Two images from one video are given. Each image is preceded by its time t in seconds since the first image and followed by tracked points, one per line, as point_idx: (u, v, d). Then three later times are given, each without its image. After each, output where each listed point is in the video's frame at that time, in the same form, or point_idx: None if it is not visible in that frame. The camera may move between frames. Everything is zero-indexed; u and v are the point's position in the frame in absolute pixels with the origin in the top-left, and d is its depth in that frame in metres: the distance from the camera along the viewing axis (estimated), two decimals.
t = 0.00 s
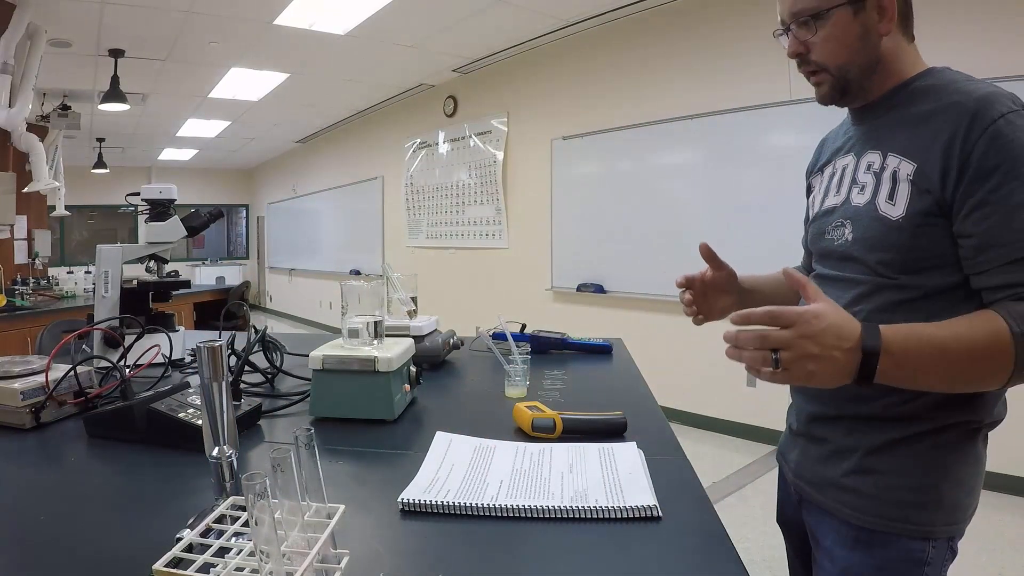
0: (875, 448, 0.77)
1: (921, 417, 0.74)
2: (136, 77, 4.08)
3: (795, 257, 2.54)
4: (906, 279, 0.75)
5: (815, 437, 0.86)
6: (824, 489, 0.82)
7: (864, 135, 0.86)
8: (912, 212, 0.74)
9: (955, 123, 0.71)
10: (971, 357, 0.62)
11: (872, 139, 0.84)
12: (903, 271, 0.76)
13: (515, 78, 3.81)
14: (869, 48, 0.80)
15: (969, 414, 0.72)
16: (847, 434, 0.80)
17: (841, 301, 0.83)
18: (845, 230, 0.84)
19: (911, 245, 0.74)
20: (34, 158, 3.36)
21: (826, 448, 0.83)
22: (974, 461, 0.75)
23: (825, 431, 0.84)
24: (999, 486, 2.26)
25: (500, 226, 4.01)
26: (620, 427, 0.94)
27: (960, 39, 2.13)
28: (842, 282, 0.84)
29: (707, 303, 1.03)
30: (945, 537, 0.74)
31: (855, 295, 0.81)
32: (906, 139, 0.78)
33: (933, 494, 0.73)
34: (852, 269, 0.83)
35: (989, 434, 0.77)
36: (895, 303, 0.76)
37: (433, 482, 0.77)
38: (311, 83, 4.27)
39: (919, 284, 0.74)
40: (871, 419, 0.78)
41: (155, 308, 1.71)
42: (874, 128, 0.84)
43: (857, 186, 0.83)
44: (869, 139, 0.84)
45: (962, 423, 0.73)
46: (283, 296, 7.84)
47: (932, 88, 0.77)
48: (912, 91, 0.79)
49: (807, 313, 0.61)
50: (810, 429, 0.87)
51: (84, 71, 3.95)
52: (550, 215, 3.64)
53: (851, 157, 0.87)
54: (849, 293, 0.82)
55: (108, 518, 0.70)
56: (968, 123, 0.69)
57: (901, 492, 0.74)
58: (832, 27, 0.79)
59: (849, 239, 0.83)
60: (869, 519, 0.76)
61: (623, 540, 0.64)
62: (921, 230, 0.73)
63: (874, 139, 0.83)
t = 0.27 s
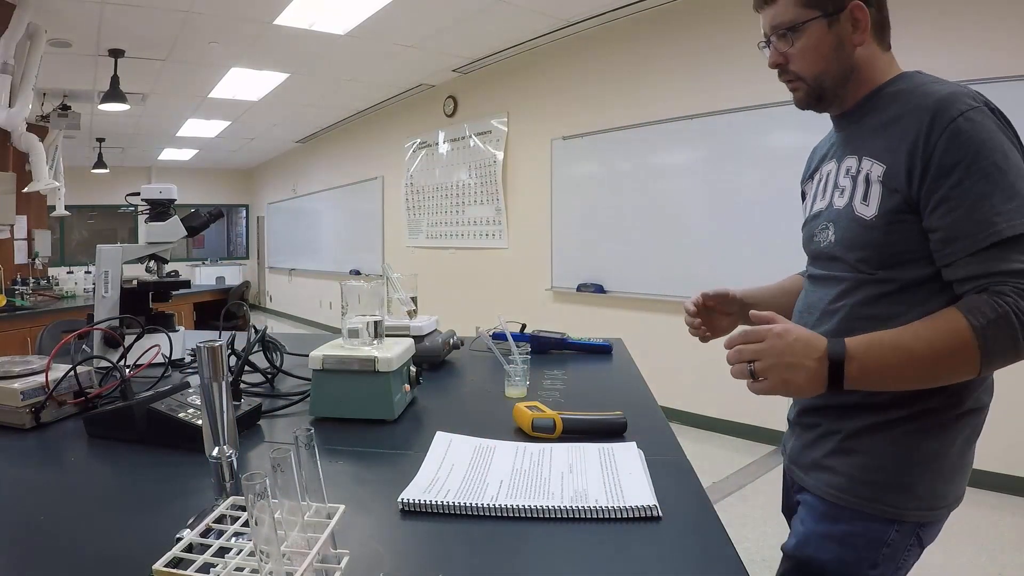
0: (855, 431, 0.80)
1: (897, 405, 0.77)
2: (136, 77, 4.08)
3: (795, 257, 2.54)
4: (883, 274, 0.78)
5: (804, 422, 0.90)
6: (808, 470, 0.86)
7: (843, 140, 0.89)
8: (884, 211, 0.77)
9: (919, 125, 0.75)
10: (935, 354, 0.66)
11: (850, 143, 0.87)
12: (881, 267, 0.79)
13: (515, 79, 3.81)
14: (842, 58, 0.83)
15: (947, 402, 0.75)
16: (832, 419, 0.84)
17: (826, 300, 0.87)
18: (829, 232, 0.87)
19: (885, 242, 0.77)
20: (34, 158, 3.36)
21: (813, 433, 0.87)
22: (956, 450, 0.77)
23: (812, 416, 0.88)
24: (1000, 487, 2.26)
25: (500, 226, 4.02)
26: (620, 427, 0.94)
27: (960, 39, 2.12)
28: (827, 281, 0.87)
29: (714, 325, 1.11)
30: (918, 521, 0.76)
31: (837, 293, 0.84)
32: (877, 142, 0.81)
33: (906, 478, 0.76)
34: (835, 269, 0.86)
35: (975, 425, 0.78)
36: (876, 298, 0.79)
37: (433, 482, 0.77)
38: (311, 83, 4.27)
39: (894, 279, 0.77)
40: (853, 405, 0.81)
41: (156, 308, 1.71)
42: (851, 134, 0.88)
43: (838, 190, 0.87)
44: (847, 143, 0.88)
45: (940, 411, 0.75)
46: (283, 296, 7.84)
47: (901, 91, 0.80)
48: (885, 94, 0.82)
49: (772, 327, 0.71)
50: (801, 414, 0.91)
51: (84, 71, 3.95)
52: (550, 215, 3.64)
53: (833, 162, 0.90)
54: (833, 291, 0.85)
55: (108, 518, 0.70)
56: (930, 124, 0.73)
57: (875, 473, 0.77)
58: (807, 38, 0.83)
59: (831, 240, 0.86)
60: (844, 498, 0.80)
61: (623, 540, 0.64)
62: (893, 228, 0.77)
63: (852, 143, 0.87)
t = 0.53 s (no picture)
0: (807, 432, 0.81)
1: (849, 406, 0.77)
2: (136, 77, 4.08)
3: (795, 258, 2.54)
4: (839, 279, 0.79)
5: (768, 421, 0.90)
6: (764, 467, 0.87)
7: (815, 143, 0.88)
8: (840, 216, 0.78)
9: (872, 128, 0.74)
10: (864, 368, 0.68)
11: (819, 146, 0.87)
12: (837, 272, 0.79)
13: (515, 79, 3.81)
14: (806, 61, 0.83)
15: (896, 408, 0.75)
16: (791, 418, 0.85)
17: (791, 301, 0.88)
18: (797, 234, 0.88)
19: (841, 246, 0.78)
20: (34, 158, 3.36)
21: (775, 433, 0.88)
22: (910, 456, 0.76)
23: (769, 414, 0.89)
24: (1001, 487, 2.25)
25: (501, 226, 4.02)
26: (620, 427, 0.94)
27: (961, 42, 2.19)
28: (793, 283, 0.88)
29: (693, 326, 1.16)
30: (868, 525, 0.76)
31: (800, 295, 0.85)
32: (837, 145, 0.81)
33: (853, 480, 0.76)
34: (800, 272, 0.87)
35: (933, 429, 0.77)
36: (831, 301, 0.80)
37: (433, 482, 0.77)
38: (311, 83, 4.27)
39: (848, 282, 0.77)
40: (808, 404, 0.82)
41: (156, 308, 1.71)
42: (820, 136, 0.87)
43: (807, 193, 0.87)
44: (817, 146, 0.87)
45: (888, 417, 0.75)
46: (283, 296, 7.84)
47: (864, 93, 0.79)
48: (851, 96, 0.81)
49: (719, 341, 0.78)
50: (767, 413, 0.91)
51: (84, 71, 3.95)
52: (550, 215, 3.64)
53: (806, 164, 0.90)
54: (795, 294, 0.86)
55: (108, 518, 0.70)
56: (881, 127, 0.72)
57: (823, 475, 0.78)
58: (769, 42, 0.84)
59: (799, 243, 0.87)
60: (794, 498, 0.81)
61: (622, 540, 0.64)
62: (849, 232, 0.77)
63: (820, 146, 0.86)
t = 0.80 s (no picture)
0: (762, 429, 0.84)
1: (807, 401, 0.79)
2: (136, 77, 4.08)
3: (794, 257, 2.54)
4: (789, 284, 0.82)
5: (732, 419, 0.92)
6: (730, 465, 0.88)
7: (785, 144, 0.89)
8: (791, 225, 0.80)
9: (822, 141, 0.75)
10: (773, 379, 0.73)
11: (786, 149, 0.87)
12: (789, 279, 0.83)
13: (515, 78, 3.81)
14: (774, 61, 0.82)
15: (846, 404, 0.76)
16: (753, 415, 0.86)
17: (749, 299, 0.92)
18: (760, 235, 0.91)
19: (791, 253, 0.81)
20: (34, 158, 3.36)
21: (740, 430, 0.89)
22: (861, 454, 0.76)
23: (728, 409, 0.91)
24: (1001, 487, 2.25)
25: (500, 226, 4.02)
26: (620, 427, 0.94)
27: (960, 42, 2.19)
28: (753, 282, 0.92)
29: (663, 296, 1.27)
30: (822, 521, 0.77)
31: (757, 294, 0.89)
32: (795, 153, 0.82)
33: (804, 478, 0.78)
34: (760, 271, 0.90)
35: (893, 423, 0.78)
36: (781, 306, 0.84)
37: (433, 482, 0.77)
38: (311, 83, 4.27)
39: (796, 288, 0.81)
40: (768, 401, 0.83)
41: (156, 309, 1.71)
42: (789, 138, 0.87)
43: (772, 195, 0.89)
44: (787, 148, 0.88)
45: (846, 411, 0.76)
46: (283, 296, 7.84)
47: (827, 100, 0.78)
48: (816, 101, 0.80)
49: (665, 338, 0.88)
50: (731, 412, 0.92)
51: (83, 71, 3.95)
52: (550, 215, 3.64)
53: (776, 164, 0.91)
54: (752, 293, 0.90)
55: (109, 517, 0.70)
56: (828, 142, 0.73)
57: (783, 468, 0.80)
58: (738, 41, 0.84)
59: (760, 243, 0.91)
60: (751, 493, 0.84)
61: (621, 540, 0.64)
62: (798, 240, 0.80)
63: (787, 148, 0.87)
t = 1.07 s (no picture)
0: (728, 422, 0.85)
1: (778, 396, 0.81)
2: (136, 77, 4.08)
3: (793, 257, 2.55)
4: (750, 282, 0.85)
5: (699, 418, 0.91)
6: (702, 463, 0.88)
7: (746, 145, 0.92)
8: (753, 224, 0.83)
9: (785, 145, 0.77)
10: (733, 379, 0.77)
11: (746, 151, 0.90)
12: (751, 275, 0.85)
13: (515, 78, 3.81)
14: (737, 67, 0.85)
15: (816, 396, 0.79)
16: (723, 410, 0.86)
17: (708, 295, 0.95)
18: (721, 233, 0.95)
19: (752, 252, 0.84)
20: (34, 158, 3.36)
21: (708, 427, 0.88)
22: (829, 438, 0.80)
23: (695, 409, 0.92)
24: (1000, 487, 2.26)
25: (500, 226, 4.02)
26: (620, 427, 0.94)
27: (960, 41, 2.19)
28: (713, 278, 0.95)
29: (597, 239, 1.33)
30: (799, 507, 0.79)
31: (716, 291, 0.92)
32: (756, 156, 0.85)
33: (778, 466, 0.79)
34: (720, 269, 0.93)
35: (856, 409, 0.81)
36: (742, 303, 0.86)
37: (433, 482, 0.77)
38: (311, 83, 4.27)
39: (757, 286, 0.84)
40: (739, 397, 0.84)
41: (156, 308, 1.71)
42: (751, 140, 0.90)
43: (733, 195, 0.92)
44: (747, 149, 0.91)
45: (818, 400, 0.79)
46: (283, 296, 7.84)
47: (788, 107, 0.81)
48: (777, 106, 0.83)
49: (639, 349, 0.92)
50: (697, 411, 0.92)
51: (84, 71, 3.95)
52: (550, 215, 3.63)
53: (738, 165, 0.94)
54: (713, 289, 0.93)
55: (108, 517, 0.70)
56: (792, 146, 0.75)
57: (755, 459, 0.81)
58: (703, 45, 0.86)
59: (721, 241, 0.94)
60: (725, 485, 0.84)
61: (621, 540, 0.64)
62: (759, 239, 0.83)
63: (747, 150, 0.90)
